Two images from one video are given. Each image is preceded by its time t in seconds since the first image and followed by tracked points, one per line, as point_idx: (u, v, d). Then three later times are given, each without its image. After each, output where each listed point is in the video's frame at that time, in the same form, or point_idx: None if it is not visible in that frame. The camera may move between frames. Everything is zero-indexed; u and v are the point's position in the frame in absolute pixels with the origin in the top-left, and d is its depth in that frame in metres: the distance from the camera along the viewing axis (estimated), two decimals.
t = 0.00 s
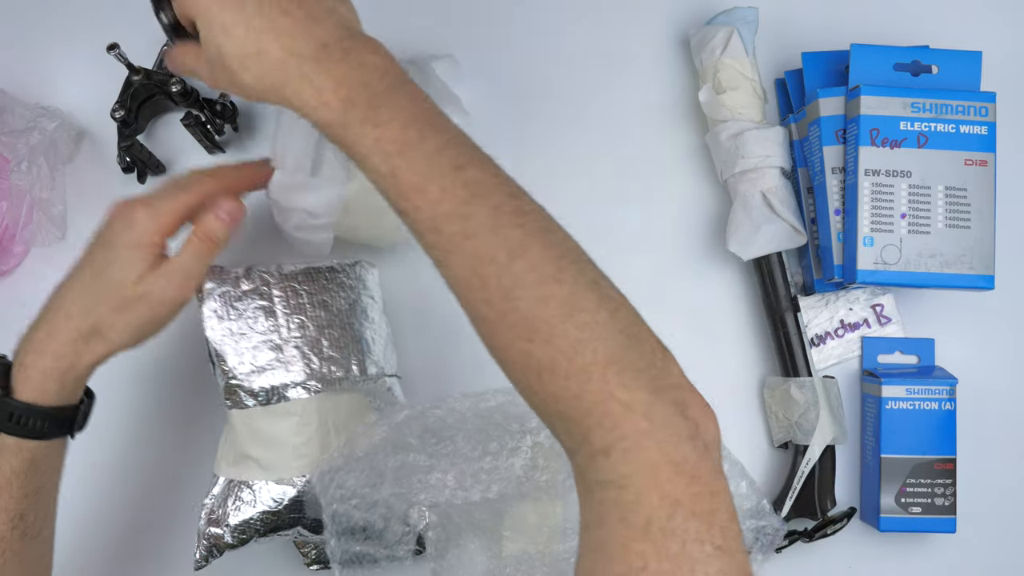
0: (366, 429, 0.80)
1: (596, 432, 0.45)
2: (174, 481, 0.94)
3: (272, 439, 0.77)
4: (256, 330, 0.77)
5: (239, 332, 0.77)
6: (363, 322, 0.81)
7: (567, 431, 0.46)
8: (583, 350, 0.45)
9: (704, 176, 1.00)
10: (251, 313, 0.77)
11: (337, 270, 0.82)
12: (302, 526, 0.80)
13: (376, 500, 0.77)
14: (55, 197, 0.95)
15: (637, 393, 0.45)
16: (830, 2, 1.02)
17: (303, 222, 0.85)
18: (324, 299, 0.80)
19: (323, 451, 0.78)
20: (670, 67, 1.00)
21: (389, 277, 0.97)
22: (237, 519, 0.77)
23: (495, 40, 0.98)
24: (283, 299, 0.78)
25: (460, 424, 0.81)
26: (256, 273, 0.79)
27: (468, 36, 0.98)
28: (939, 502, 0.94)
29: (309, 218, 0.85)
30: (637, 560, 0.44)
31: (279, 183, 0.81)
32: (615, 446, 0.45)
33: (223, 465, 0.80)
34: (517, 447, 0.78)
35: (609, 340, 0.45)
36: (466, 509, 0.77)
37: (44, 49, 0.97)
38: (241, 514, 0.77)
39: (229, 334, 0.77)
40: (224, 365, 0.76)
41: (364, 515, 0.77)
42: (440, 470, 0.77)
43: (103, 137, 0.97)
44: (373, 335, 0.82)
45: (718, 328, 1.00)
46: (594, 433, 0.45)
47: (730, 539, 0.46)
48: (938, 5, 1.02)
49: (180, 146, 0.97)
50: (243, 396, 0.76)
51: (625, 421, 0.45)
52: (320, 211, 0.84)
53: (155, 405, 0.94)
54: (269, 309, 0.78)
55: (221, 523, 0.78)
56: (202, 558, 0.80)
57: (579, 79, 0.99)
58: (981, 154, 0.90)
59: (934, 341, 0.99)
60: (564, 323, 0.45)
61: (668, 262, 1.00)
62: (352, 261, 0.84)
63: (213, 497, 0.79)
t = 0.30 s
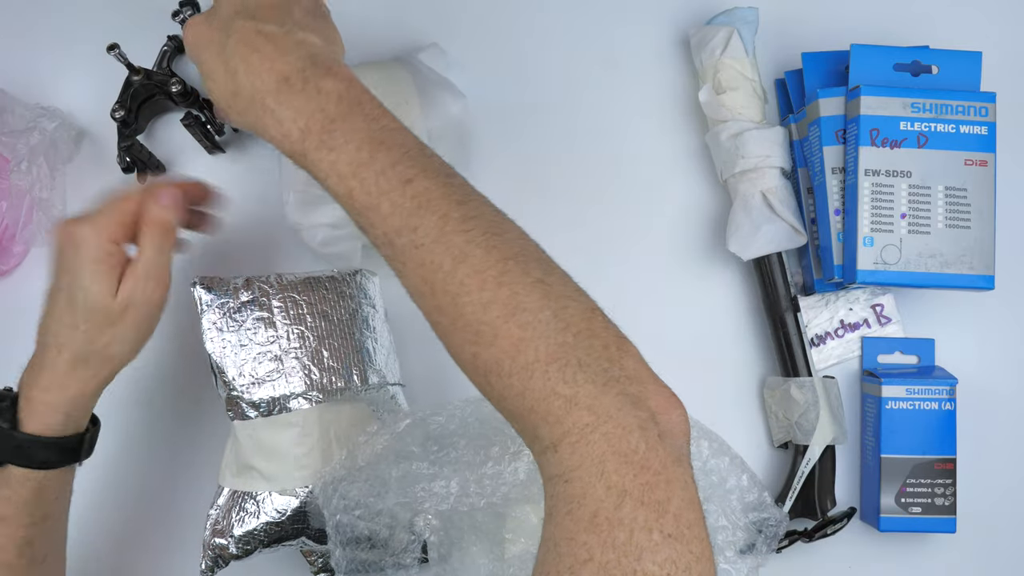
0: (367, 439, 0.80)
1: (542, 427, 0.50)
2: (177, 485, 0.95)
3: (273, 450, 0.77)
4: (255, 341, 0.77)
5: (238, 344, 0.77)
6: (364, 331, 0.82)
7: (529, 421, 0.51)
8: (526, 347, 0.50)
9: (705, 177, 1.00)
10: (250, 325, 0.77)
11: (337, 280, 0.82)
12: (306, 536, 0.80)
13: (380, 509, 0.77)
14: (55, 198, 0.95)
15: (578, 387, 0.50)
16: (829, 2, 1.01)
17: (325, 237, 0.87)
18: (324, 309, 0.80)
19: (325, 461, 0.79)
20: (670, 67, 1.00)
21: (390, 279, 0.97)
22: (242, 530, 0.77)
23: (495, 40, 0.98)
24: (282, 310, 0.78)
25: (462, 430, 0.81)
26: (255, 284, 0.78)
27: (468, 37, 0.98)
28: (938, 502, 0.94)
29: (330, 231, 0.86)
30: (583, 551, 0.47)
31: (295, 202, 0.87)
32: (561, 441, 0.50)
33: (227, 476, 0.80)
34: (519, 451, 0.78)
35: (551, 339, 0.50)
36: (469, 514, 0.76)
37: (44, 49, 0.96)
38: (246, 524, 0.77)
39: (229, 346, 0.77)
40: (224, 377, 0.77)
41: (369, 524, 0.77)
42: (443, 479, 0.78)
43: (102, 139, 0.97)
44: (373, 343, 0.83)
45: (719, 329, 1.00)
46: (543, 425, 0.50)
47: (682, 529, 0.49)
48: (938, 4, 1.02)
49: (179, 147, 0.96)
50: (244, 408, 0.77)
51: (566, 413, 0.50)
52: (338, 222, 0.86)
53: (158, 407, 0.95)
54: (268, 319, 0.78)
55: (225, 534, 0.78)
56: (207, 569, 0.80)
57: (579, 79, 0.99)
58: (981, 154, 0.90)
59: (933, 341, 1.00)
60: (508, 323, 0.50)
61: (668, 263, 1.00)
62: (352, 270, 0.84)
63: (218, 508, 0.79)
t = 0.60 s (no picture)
0: (367, 439, 0.80)
1: (564, 420, 0.56)
2: (178, 478, 0.96)
3: (273, 450, 0.77)
4: (254, 341, 0.77)
5: (238, 344, 0.77)
6: (363, 331, 0.82)
7: (547, 411, 0.56)
8: (553, 336, 0.56)
9: (705, 176, 1.00)
10: (249, 324, 0.77)
11: (337, 279, 0.82)
12: (307, 536, 0.81)
13: (380, 509, 0.77)
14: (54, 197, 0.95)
15: (603, 382, 0.55)
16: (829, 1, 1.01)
17: (330, 237, 0.83)
18: (324, 309, 0.80)
19: (325, 461, 0.78)
20: (670, 67, 1.00)
21: (390, 280, 0.97)
22: (242, 530, 0.77)
23: (495, 40, 0.98)
24: (282, 310, 0.78)
25: (461, 430, 0.81)
26: (254, 284, 0.78)
27: (468, 36, 0.98)
28: (939, 502, 0.94)
29: (337, 229, 0.82)
30: (594, 543, 0.53)
31: (301, 198, 0.80)
32: (582, 435, 0.55)
33: (227, 475, 0.80)
34: (518, 451, 0.78)
35: (578, 333, 0.56)
36: (467, 514, 0.77)
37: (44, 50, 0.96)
38: (246, 524, 0.77)
39: (229, 346, 0.77)
40: (224, 377, 0.77)
41: (369, 524, 0.77)
42: (443, 478, 0.78)
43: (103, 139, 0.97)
44: (373, 343, 0.83)
45: (719, 329, 1.00)
46: (564, 417, 0.56)
47: (691, 529, 0.54)
48: (938, 4, 1.02)
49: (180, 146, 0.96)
50: (244, 408, 0.77)
51: (589, 407, 0.55)
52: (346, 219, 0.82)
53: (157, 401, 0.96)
54: (268, 319, 0.78)
55: (225, 534, 0.78)
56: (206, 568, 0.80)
57: (579, 78, 0.99)
58: (981, 154, 0.90)
59: (934, 341, 1.00)
60: (539, 313, 0.56)
61: (668, 263, 1.00)
62: (352, 270, 0.84)
63: (218, 507, 0.79)
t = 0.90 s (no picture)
0: (367, 439, 0.79)
1: (621, 404, 0.58)
2: (178, 477, 0.96)
3: (271, 449, 0.77)
4: (254, 341, 0.78)
5: (238, 344, 0.78)
6: (363, 331, 0.82)
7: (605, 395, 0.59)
8: (620, 323, 0.59)
9: (705, 176, 1.00)
10: (248, 324, 0.78)
11: (337, 279, 0.82)
12: (306, 536, 0.80)
13: (381, 509, 0.77)
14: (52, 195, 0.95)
15: (661, 371, 0.59)
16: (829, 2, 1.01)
17: (329, 235, 0.82)
18: (323, 309, 0.80)
19: (325, 461, 0.78)
20: (671, 67, 1.00)
21: (391, 280, 0.97)
22: (242, 530, 0.77)
23: (496, 40, 0.98)
24: (282, 309, 0.79)
25: (461, 430, 0.80)
26: (254, 284, 0.79)
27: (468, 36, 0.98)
28: (939, 502, 0.94)
29: (338, 229, 0.82)
30: (641, 528, 0.55)
31: (302, 198, 0.78)
32: (637, 419, 0.58)
33: (227, 475, 0.80)
34: (518, 451, 0.79)
35: (641, 322, 0.60)
36: (467, 515, 0.77)
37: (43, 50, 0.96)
38: (246, 524, 0.77)
39: (229, 346, 0.78)
40: (224, 377, 0.77)
41: (369, 524, 0.77)
42: (443, 478, 0.77)
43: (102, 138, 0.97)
44: (374, 342, 0.83)
45: (719, 329, 1.00)
46: (620, 401, 0.58)
47: (734, 521, 0.56)
48: (938, 4, 1.02)
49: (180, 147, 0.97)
50: (244, 408, 0.78)
51: (646, 395, 0.58)
52: (347, 219, 0.81)
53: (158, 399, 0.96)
54: (268, 319, 0.79)
55: (225, 534, 0.78)
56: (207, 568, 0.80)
57: (580, 79, 0.99)
58: (981, 154, 0.90)
59: (934, 341, 1.00)
60: (608, 297, 0.60)
61: (669, 263, 1.00)
62: (353, 270, 0.84)
63: (218, 507, 0.79)
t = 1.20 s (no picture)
0: (367, 439, 0.79)
1: (637, 365, 0.65)
2: (178, 477, 0.96)
3: (272, 449, 0.77)
4: (254, 341, 0.78)
5: (238, 344, 0.78)
6: (362, 331, 0.82)
7: (623, 353, 0.65)
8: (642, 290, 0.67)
9: (705, 176, 1.00)
10: (248, 324, 0.78)
11: (337, 279, 0.82)
12: (307, 536, 0.80)
13: (381, 509, 0.77)
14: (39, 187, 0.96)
15: (675, 339, 0.66)
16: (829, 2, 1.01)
17: (331, 234, 0.83)
18: (323, 308, 0.80)
19: (324, 461, 0.78)
20: (671, 67, 1.00)
21: (390, 281, 0.97)
22: (242, 530, 0.77)
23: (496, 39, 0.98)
24: (282, 309, 0.79)
25: (461, 430, 0.80)
26: (254, 284, 0.80)
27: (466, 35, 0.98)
28: (939, 502, 0.94)
29: (339, 228, 0.83)
30: (654, 478, 0.58)
31: (301, 197, 0.80)
32: (650, 379, 0.64)
33: (227, 476, 0.80)
34: (519, 451, 0.79)
35: (658, 295, 0.68)
36: (467, 515, 0.77)
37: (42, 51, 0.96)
38: (246, 524, 0.77)
39: (229, 346, 0.78)
40: (224, 376, 0.78)
41: (369, 524, 0.77)
42: (443, 478, 0.77)
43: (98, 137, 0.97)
44: (374, 342, 0.83)
45: (718, 329, 1.00)
46: (636, 362, 0.65)
47: (737, 479, 0.60)
48: (938, 4, 1.02)
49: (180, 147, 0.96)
50: (244, 408, 0.78)
51: (660, 357, 0.65)
52: (348, 218, 0.82)
53: (155, 401, 0.96)
54: (268, 319, 0.79)
55: (225, 534, 0.78)
56: (207, 568, 0.80)
57: (580, 78, 0.99)
58: (981, 154, 0.90)
59: (934, 341, 1.00)
60: (631, 267, 0.68)
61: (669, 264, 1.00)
62: (354, 270, 0.85)
63: (218, 507, 0.79)
